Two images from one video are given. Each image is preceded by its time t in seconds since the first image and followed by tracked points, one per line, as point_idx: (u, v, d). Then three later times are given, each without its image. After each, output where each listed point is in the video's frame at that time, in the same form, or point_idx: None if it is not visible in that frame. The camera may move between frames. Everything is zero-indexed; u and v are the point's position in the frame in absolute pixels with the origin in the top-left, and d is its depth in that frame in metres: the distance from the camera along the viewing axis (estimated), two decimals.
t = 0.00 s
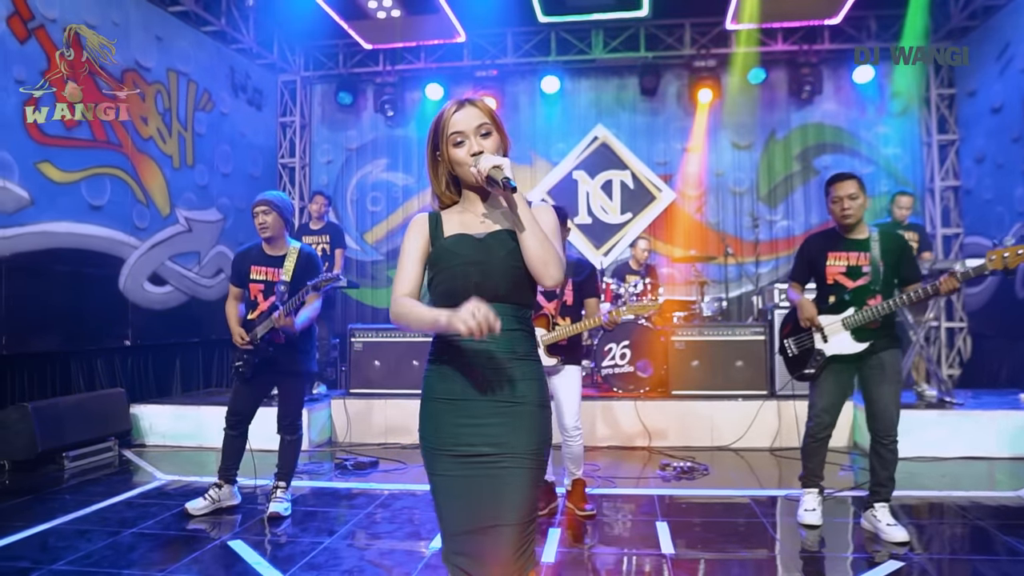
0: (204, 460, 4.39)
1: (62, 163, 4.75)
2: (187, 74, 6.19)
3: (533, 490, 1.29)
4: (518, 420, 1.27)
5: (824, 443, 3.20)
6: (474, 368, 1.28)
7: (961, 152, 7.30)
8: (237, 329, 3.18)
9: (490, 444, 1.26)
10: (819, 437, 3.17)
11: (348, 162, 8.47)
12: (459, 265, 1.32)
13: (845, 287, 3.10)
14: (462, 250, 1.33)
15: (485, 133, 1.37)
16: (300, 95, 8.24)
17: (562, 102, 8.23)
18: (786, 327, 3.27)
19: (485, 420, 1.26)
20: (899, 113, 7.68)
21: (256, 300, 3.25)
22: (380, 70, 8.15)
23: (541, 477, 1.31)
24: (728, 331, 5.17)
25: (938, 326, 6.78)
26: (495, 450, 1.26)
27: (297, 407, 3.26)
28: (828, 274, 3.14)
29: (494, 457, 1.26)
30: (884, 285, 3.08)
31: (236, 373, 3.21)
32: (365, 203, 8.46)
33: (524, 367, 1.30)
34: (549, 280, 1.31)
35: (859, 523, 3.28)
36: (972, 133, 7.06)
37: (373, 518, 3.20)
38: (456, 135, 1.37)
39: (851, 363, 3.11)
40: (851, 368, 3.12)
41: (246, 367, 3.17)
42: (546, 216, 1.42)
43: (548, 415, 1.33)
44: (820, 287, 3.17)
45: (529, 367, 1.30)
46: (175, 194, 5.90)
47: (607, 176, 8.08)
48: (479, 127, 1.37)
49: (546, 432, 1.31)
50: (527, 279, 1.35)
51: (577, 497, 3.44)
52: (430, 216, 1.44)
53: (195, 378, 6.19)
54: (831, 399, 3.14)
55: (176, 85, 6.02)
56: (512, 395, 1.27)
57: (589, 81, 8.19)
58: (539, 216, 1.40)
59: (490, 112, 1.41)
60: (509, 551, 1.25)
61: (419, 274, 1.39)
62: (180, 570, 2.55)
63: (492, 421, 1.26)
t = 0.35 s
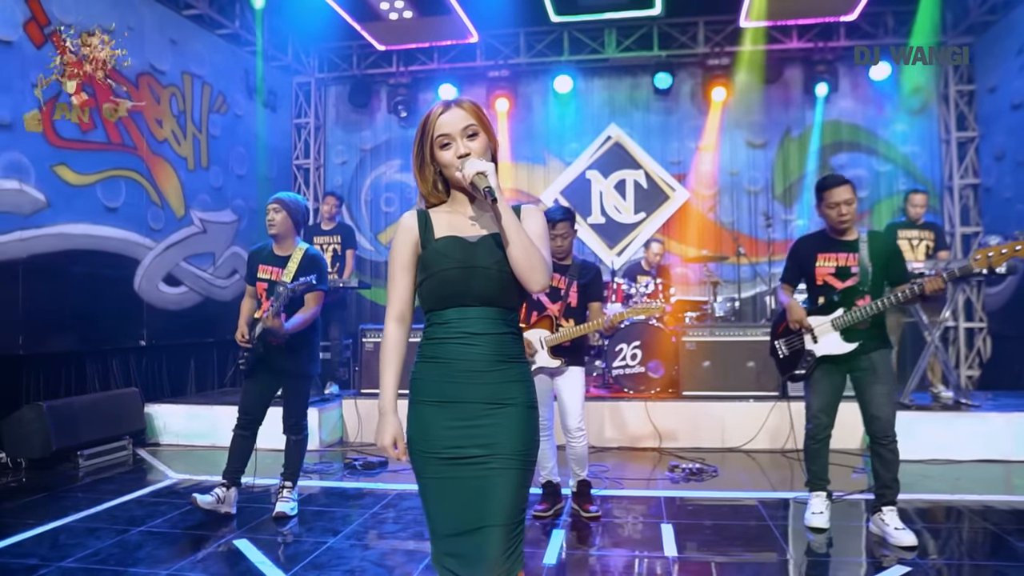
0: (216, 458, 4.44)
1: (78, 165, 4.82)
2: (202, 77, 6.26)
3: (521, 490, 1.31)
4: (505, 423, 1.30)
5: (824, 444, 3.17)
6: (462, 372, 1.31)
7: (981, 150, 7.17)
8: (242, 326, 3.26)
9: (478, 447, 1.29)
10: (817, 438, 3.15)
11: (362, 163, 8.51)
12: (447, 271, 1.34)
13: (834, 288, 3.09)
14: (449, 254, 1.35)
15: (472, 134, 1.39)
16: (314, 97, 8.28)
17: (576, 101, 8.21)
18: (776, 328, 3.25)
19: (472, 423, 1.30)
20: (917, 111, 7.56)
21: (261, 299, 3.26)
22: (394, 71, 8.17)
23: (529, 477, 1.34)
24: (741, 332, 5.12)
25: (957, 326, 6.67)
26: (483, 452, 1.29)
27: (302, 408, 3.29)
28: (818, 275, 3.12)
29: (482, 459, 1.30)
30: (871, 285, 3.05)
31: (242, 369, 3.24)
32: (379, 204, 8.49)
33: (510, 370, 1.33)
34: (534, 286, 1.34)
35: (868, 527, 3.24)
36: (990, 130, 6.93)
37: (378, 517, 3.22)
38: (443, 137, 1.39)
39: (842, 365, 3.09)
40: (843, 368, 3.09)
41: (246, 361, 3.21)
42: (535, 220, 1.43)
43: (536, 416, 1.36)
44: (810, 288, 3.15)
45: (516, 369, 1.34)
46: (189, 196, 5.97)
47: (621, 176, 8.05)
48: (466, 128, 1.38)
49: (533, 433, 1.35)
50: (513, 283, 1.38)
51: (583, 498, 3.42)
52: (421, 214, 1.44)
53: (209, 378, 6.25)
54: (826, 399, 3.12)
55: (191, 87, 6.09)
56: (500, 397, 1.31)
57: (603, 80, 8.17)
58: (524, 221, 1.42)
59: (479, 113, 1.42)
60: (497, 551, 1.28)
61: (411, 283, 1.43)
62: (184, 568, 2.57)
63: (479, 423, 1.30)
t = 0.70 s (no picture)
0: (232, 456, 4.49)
1: (98, 166, 4.90)
2: (220, 79, 6.34)
3: (514, 490, 1.32)
4: (498, 423, 1.30)
5: (829, 446, 3.10)
6: (454, 373, 1.31)
7: (1006, 147, 7.01)
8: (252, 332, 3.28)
9: (471, 447, 1.30)
10: (819, 438, 3.09)
11: (380, 163, 8.56)
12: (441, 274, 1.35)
13: (835, 292, 3.05)
14: (442, 257, 1.35)
15: (465, 138, 1.39)
16: (333, 97, 8.33)
17: (593, 100, 8.17)
18: (776, 332, 3.22)
19: (465, 424, 1.30)
20: (940, 107, 7.42)
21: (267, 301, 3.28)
22: (411, 71, 8.18)
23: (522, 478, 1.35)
24: (758, 332, 5.06)
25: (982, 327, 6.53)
26: (476, 452, 1.30)
27: (311, 408, 3.30)
28: (816, 280, 3.09)
29: (475, 459, 1.30)
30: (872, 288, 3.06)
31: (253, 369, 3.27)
32: (396, 203, 8.52)
33: (502, 371, 1.34)
34: (527, 290, 1.34)
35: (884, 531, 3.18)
36: (1015, 126, 6.75)
37: (389, 517, 3.23)
38: (436, 140, 1.40)
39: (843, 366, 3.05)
40: (843, 370, 3.06)
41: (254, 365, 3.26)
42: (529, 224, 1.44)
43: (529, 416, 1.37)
44: (809, 293, 3.11)
45: (508, 370, 1.34)
46: (208, 196, 6.04)
47: (638, 175, 8.01)
48: (458, 132, 1.39)
49: (526, 433, 1.35)
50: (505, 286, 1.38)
51: (592, 498, 3.41)
52: (414, 215, 1.45)
53: (227, 376, 6.32)
54: (828, 401, 3.07)
55: (209, 89, 6.17)
56: (493, 397, 1.31)
57: (620, 79, 8.12)
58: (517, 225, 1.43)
59: (473, 116, 1.42)
60: (491, 551, 1.28)
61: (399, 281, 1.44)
62: (194, 564, 2.60)
63: (472, 423, 1.30)
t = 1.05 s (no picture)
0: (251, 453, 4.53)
1: (120, 166, 4.97)
2: (240, 79, 6.40)
3: (518, 488, 1.30)
4: (500, 419, 1.29)
5: (848, 446, 3.06)
6: (457, 368, 1.30)
7: None
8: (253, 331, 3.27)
9: (475, 443, 1.29)
10: (838, 439, 3.05)
11: (399, 161, 8.59)
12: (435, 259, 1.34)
13: (855, 292, 3.00)
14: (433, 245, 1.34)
15: (467, 129, 1.39)
16: (352, 96, 8.34)
17: (613, 98, 8.13)
18: (795, 334, 3.13)
19: (468, 419, 1.29)
20: (968, 102, 7.26)
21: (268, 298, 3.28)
22: (430, 70, 8.18)
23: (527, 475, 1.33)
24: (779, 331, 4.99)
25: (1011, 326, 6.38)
26: (479, 448, 1.28)
27: (320, 405, 3.32)
28: (836, 280, 3.03)
29: (479, 456, 1.29)
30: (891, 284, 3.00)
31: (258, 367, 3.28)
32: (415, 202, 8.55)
33: (505, 367, 1.32)
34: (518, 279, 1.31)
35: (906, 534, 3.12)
36: None
37: (404, 515, 3.23)
38: (439, 128, 1.39)
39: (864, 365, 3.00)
40: (864, 369, 3.00)
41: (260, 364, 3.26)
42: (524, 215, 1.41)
43: (534, 412, 1.35)
44: (825, 293, 3.06)
45: (512, 366, 1.32)
46: (229, 195, 6.11)
47: (658, 172, 7.95)
48: (462, 122, 1.38)
49: (530, 430, 1.33)
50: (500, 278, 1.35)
51: (607, 498, 3.38)
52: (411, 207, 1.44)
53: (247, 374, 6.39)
54: (847, 401, 3.02)
55: (230, 88, 6.22)
56: (495, 393, 1.30)
57: (639, 76, 8.07)
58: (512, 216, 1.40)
59: (479, 108, 1.42)
60: (495, 548, 1.26)
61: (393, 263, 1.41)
62: (210, 560, 2.62)
63: (475, 419, 1.29)
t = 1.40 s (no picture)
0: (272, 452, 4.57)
1: (144, 169, 5.04)
2: (263, 82, 6.46)
3: (521, 491, 1.28)
4: (502, 421, 1.27)
5: (874, 450, 2.99)
6: (459, 368, 1.30)
7: None
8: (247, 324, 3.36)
9: (476, 445, 1.27)
10: (864, 443, 2.98)
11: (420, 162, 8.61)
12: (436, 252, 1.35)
13: (887, 292, 2.91)
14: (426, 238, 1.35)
15: (472, 125, 1.38)
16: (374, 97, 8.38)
17: (635, 97, 8.06)
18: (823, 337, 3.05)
19: (469, 420, 1.28)
20: (1000, 97, 7.07)
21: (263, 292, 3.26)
22: (451, 71, 8.17)
23: (532, 479, 1.31)
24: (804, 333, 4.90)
25: None
26: (481, 450, 1.27)
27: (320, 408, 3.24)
28: (867, 279, 2.95)
29: (481, 457, 1.27)
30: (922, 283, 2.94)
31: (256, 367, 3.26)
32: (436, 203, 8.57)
33: (508, 368, 1.30)
34: (507, 276, 1.28)
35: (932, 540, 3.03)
36: None
37: (420, 515, 3.23)
38: (443, 123, 1.39)
39: (894, 367, 2.92)
40: (892, 372, 2.92)
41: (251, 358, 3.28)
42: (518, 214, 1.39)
43: (539, 414, 1.32)
44: (856, 293, 2.98)
45: (515, 367, 1.30)
46: (251, 197, 6.17)
47: (680, 172, 7.87)
48: (466, 118, 1.37)
49: (535, 432, 1.31)
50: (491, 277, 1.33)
51: (625, 500, 3.34)
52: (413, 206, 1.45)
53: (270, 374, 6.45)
54: (875, 405, 2.94)
55: (252, 91, 6.29)
56: (497, 394, 1.28)
57: (661, 74, 8.00)
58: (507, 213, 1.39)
59: (486, 106, 1.41)
60: (496, 551, 1.24)
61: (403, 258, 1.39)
62: (227, 558, 2.64)
63: (477, 420, 1.28)
